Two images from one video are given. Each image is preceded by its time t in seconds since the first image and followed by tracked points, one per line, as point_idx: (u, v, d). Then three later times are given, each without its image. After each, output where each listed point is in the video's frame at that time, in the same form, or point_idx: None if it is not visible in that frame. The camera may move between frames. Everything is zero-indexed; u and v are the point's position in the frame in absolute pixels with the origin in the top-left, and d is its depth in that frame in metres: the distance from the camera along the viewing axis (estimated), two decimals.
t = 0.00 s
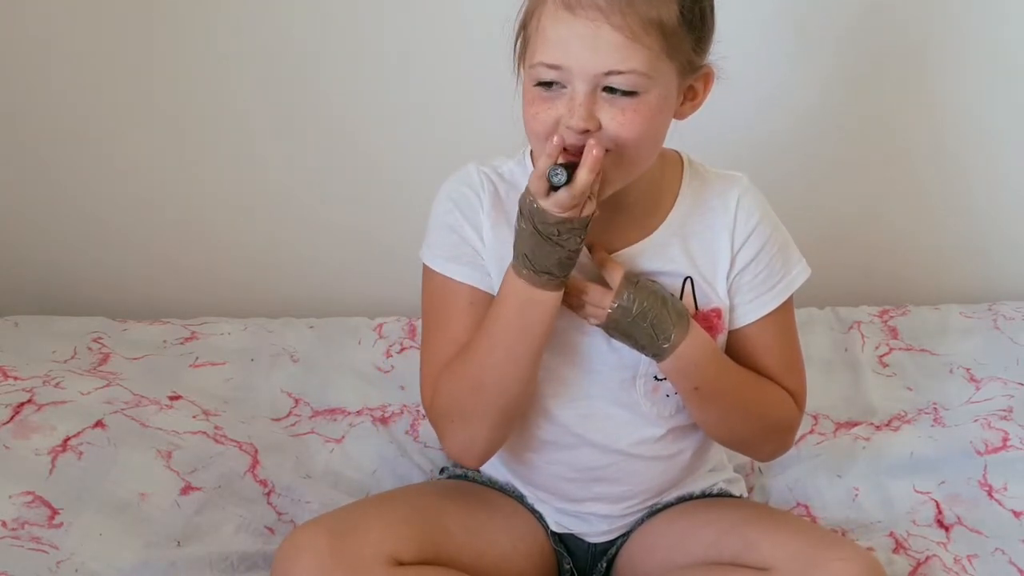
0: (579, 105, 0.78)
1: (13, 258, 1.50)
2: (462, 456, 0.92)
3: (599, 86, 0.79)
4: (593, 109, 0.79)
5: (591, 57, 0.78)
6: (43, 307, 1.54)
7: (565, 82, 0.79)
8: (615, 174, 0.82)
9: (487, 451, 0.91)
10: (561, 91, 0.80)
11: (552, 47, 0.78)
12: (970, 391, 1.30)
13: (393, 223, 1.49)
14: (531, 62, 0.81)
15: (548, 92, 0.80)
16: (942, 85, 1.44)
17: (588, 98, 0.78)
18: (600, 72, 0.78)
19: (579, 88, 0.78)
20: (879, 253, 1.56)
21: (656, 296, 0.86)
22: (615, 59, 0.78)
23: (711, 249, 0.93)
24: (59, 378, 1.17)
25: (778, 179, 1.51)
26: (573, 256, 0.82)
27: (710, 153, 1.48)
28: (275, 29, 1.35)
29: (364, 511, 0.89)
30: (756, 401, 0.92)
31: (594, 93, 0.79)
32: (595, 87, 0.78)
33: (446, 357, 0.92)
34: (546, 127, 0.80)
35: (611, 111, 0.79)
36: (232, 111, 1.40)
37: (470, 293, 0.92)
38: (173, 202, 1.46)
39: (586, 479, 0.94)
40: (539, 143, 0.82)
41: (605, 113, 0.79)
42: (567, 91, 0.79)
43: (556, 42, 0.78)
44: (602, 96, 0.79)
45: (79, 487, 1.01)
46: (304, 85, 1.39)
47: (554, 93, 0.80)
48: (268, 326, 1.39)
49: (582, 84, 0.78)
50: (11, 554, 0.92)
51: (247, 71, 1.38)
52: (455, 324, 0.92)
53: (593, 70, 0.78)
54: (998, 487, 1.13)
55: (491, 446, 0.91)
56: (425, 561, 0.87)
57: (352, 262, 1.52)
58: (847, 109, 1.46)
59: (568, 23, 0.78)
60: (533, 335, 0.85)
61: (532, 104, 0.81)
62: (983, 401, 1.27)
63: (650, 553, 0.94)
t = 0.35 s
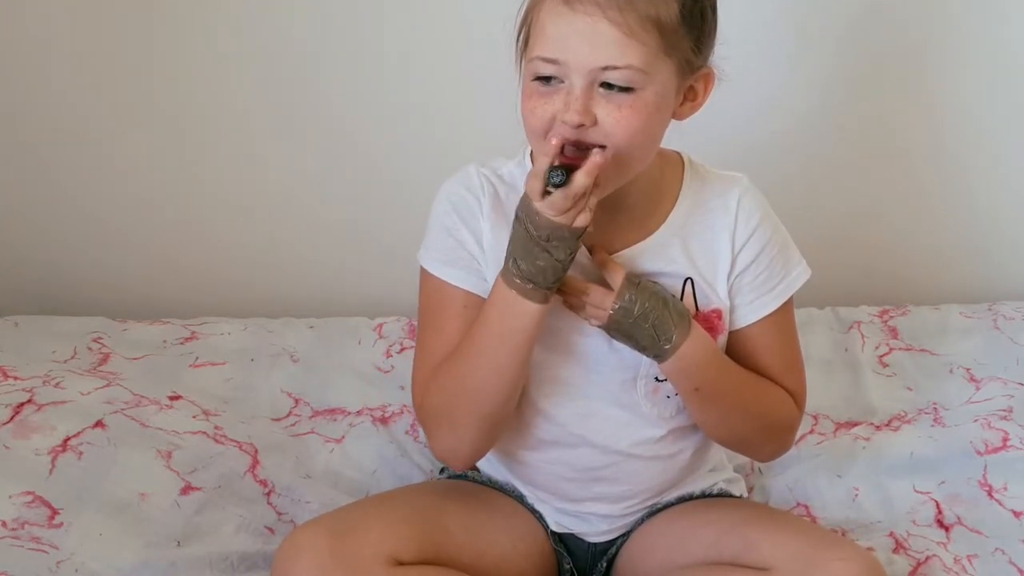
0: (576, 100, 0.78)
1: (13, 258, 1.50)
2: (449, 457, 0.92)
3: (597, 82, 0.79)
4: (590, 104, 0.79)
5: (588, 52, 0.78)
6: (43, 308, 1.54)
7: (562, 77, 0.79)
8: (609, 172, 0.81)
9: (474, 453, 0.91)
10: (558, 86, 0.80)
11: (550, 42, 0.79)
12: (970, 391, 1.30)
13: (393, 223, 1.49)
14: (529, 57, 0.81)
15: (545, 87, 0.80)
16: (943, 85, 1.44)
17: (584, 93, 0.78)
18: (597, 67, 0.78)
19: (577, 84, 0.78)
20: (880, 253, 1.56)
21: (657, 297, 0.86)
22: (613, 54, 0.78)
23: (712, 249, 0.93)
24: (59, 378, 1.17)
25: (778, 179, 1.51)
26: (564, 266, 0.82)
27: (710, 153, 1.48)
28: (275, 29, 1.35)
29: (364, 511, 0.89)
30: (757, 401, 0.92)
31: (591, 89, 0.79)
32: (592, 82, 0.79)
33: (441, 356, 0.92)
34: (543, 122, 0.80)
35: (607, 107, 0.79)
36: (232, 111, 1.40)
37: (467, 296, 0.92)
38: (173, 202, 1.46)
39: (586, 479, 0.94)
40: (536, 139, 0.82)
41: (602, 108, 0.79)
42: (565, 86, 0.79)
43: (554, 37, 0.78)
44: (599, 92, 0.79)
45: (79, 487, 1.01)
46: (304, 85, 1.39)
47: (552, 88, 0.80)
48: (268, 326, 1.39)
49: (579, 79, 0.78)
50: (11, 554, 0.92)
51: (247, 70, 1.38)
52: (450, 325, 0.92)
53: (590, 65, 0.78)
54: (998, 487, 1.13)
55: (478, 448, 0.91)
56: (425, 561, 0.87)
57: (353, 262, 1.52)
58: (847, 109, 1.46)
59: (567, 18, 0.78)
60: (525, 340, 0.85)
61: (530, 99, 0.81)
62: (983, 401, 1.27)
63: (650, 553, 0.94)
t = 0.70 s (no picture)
0: (588, 97, 0.78)
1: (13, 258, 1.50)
2: (446, 459, 0.93)
3: (608, 78, 0.79)
4: (603, 101, 0.78)
5: (600, 48, 0.78)
6: (44, 308, 1.54)
7: (573, 74, 0.79)
8: (621, 171, 0.81)
9: (470, 458, 0.92)
10: (569, 84, 0.80)
11: (560, 39, 0.78)
12: (970, 391, 1.30)
13: (394, 223, 1.49)
14: (537, 56, 0.81)
15: (556, 86, 0.80)
16: (942, 85, 1.44)
17: (597, 90, 0.78)
18: (610, 63, 0.78)
19: (588, 80, 0.78)
20: (879, 253, 1.56)
21: (658, 302, 0.86)
22: (625, 49, 0.78)
23: (712, 253, 0.93)
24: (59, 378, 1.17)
25: (778, 179, 1.51)
26: (548, 282, 0.81)
27: (710, 153, 1.48)
28: (275, 29, 1.35)
29: (364, 511, 0.89)
30: (757, 402, 0.93)
31: (603, 85, 0.79)
32: (604, 79, 0.79)
33: (441, 359, 0.92)
34: (553, 121, 0.80)
35: (620, 104, 0.78)
36: (233, 111, 1.40)
37: (467, 300, 0.92)
38: (173, 202, 1.46)
39: (586, 479, 0.94)
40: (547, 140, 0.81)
41: (615, 104, 0.78)
42: (576, 83, 0.79)
43: (564, 35, 0.78)
44: (610, 89, 0.79)
45: (79, 487, 1.01)
46: (304, 85, 1.39)
47: (563, 86, 0.80)
48: (268, 325, 1.39)
49: (590, 76, 0.78)
50: (10, 554, 0.92)
51: (247, 71, 1.38)
52: (453, 328, 0.92)
53: (602, 61, 0.78)
54: (998, 487, 1.13)
55: (475, 452, 0.91)
56: (425, 561, 0.87)
57: (353, 262, 1.52)
58: (847, 110, 1.46)
59: (577, 14, 0.78)
60: (526, 348, 0.85)
61: (540, 98, 0.80)
62: (983, 401, 1.27)
63: (650, 554, 0.94)
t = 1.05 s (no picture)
0: (604, 97, 0.78)
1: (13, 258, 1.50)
2: (449, 464, 0.93)
3: (622, 79, 0.79)
4: (619, 101, 0.78)
5: (613, 48, 0.78)
6: (44, 308, 1.54)
7: (586, 75, 0.79)
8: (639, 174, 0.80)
9: (473, 464, 0.92)
10: (582, 85, 0.79)
11: (573, 40, 0.78)
12: (970, 391, 1.30)
13: (394, 223, 1.49)
14: (549, 59, 0.81)
15: (569, 87, 0.80)
16: (942, 85, 1.44)
17: (611, 90, 0.78)
18: (624, 63, 0.78)
19: (602, 81, 0.78)
20: (879, 253, 1.56)
21: (659, 306, 0.86)
22: (638, 48, 0.78)
23: (713, 254, 0.93)
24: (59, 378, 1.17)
25: (778, 179, 1.50)
26: (564, 294, 0.81)
27: (710, 153, 1.48)
28: (276, 29, 1.36)
29: (364, 512, 0.89)
30: (758, 403, 0.93)
31: (618, 87, 0.78)
32: (617, 79, 0.78)
33: (444, 364, 0.92)
34: (568, 123, 0.79)
35: (637, 104, 0.78)
36: (233, 111, 1.40)
37: (468, 302, 0.92)
38: (173, 201, 1.46)
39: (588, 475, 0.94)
40: (562, 143, 0.81)
41: (631, 104, 0.78)
42: (590, 85, 0.79)
43: (577, 35, 0.78)
44: (625, 90, 0.79)
45: (78, 487, 1.01)
46: (304, 85, 1.39)
47: (577, 88, 0.80)
48: (268, 325, 1.39)
49: (604, 76, 0.78)
50: (10, 554, 0.92)
51: (247, 70, 1.38)
52: (454, 332, 0.92)
53: (616, 61, 0.78)
54: (998, 487, 1.13)
55: (478, 458, 0.92)
56: (424, 561, 0.87)
57: (353, 261, 1.52)
58: (846, 110, 1.46)
59: (588, 15, 0.78)
60: (529, 354, 0.85)
61: (553, 100, 0.80)
62: (983, 402, 1.27)
63: (650, 554, 0.94)
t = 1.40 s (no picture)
0: (618, 96, 0.78)
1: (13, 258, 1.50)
2: (426, 459, 0.92)
3: (636, 78, 0.79)
4: (633, 101, 0.78)
5: (627, 47, 0.78)
6: (44, 308, 1.54)
7: (600, 75, 0.79)
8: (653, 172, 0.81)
9: (450, 458, 0.91)
10: (596, 85, 0.80)
11: (587, 40, 0.78)
12: (970, 391, 1.30)
13: (394, 223, 1.49)
14: (561, 61, 0.81)
15: (583, 88, 0.80)
16: (942, 85, 1.44)
17: (625, 89, 0.78)
18: (638, 63, 0.78)
19: (616, 80, 0.78)
20: (879, 253, 1.56)
21: (661, 305, 0.86)
22: (652, 48, 0.78)
23: (717, 250, 0.93)
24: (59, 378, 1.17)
25: (778, 180, 1.50)
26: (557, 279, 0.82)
27: (709, 154, 1.48)
28: (276, 29, 1.35)
29: (363, 512, 0.89)
30: (757, 401, 0.93)
31: (632, 86, 0.79)
32: (631, 79, 0.79)
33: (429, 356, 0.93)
34: (582, 123, 0.79)
35: (652, 103, 0.78)
36: (233, 111, 1.40)
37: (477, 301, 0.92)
38: (173, 201, 1.46)
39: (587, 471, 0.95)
40: (575, 143, 0.81)
41: (646, 103, 0.78)
42: (604, 84, 0.79)
43: (590, 35, 0.78)
44: (639, 89, 0.79)
45: (78, 487, 1.01)
46: (304, 85, 1.39)
47: (590, 88, 0.80)
48: (268, 325, 1.39)
49: (619, 76, 0.78)
50: (10, 554, 0.92)
51: (247, 70, 1.38)
52: (443, 325, 0.93)
53: (630, 60, 0.78)
54: (998, 487, 1.13)
55: (453, 452, 0.91)
56: (424, 561, 0.87)
57: (352, 261, 1.52)
58: (847, 110, 1.46)
59: (602, 15, 0.78)
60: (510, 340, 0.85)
61: (566, 101, 0.80)
62: (983, 402, 1.27)
63: (649, 555, 0.94)
